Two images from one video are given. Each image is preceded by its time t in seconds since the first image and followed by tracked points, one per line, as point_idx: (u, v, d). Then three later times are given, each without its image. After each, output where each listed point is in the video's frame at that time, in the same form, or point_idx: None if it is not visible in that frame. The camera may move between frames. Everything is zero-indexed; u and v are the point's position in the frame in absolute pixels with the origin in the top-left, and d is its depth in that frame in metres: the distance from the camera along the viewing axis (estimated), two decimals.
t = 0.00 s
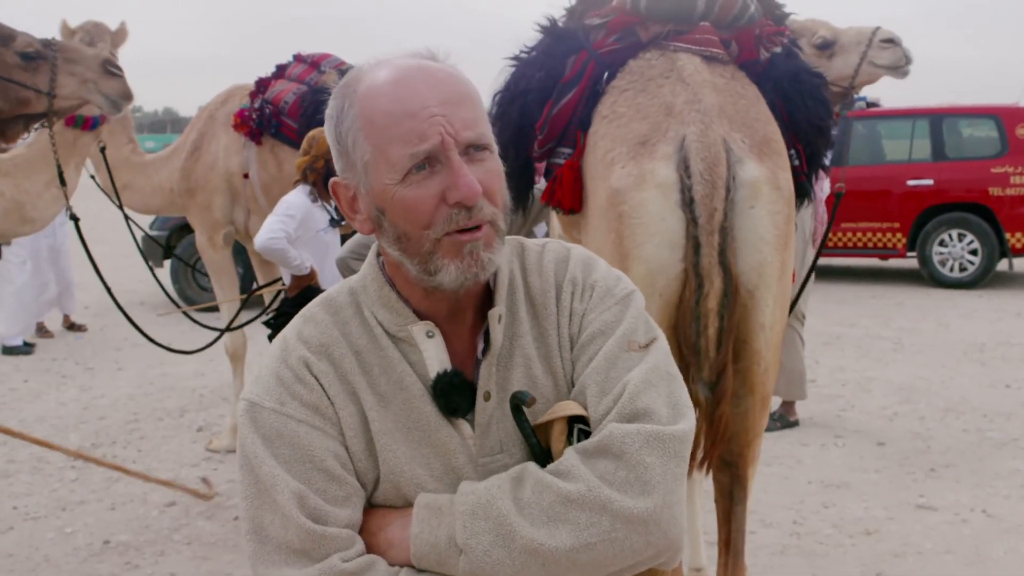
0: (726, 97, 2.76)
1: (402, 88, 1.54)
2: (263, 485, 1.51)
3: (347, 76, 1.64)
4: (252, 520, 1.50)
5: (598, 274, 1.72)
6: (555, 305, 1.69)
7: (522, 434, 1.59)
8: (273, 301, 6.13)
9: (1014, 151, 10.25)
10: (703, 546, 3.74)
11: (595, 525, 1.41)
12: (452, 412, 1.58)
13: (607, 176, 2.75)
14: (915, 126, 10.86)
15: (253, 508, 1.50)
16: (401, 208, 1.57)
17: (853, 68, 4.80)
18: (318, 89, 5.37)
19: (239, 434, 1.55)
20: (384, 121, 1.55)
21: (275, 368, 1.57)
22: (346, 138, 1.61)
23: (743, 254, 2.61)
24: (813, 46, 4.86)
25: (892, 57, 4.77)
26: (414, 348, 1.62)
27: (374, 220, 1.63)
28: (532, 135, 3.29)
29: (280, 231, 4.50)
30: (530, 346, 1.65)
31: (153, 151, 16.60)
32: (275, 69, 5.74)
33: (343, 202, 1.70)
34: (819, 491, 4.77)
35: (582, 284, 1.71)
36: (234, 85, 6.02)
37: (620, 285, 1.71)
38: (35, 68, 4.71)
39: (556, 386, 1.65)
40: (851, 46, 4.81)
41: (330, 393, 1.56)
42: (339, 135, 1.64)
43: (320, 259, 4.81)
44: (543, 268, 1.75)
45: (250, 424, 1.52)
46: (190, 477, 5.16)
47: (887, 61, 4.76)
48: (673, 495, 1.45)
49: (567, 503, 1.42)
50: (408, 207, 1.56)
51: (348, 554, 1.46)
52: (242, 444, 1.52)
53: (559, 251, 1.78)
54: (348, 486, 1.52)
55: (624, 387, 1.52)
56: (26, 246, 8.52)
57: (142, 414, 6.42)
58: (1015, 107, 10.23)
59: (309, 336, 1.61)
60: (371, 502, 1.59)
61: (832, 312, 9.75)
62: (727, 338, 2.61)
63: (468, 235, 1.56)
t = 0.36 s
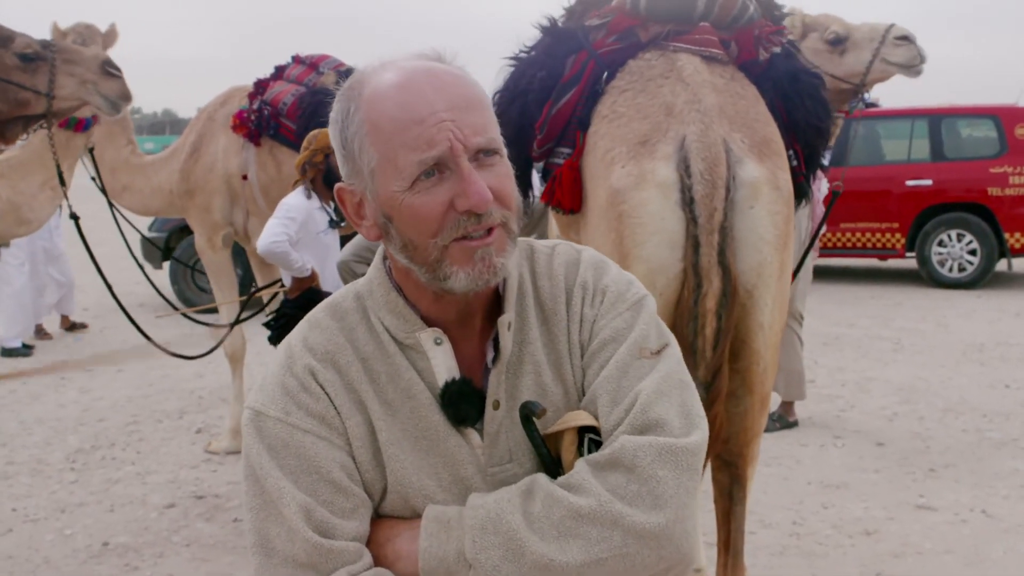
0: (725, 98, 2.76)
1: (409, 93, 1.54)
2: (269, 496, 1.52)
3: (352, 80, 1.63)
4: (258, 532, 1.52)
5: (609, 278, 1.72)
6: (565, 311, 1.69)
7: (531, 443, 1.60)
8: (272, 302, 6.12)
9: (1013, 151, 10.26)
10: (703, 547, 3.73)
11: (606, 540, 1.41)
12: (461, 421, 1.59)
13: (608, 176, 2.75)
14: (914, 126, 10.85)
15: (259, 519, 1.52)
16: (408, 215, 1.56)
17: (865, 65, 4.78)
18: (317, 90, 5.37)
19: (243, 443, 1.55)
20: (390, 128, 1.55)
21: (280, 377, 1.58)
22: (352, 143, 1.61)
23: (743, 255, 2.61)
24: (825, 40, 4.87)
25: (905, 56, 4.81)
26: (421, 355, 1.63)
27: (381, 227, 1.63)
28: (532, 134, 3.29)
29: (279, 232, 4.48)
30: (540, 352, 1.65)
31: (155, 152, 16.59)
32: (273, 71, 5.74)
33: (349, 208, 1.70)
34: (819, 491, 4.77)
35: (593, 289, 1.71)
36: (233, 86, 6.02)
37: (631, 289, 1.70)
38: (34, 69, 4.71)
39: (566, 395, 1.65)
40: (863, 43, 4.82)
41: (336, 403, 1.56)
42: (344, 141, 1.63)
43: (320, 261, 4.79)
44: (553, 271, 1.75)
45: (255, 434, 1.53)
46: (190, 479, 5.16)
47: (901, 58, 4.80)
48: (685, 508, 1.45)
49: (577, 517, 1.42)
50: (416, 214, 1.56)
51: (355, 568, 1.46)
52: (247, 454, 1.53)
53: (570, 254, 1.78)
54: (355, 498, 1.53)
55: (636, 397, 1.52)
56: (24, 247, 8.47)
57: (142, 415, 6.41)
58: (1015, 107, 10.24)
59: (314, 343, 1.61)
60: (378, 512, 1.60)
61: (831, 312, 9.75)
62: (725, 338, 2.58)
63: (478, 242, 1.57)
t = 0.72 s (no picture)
0: (719, 97, 2.76)
1: (423, 94, 1.54)
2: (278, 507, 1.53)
3: (365, 79, 1.63)
4: (267, 543, 1.52)
5: (627, 282, 1.71)
6: (582, 316, 1.69)
7: (548, 452, 1.60)
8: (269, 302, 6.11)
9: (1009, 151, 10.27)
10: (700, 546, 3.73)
11: (625, 556, 1.42)
12: (475, 430, 1.59)
13: (602, 175, 2.75)
14: (911, 125, 10.87)
15: (268, 531, 1.52)
16: (423, 218, 1.56)
17: (871, 62, 4.77)
18: (313, 89, 5.35)
19: (252, 450, 1.55)
20: (405, 129, 1.55)
21: (290, 383, 1.58)
22: (365, 144, 1.61)
23: (739, 255, 2.61)
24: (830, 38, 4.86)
25: (910, 53, 4.81)
26: (435, 361, 1.62)
27: (395, 230, 1.63)
28: (526, 134, 3.29)
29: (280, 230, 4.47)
30: (556, 359, 1.65)
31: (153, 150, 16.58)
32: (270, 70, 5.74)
33: (362, 210, 1.71)
34: (816, 490, 4.77)
35: (611, 293, 1.70)
36: (229, 85, 6.01)
37: (650, 293, 1.70)
38: (29, 67, 4.70)
39: (583, 403, 1.65)
40: (869, 40, 4.82)
41: (348, 410, 1.56)
42: (357, 141, 1.64)
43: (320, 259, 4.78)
44: (570, 275, 1.74)
45: (265, 441, 1.53)
46: (186, 478, 5.15)
47: (907, 56, 4.80)
48: (707, 523, 1.45)
49: (597, 533, 1.42)
50: (431, 218, 1.56)
51: None
52: (256, 462, 1.53)
53: (587, 256, 1.78)
54: (368, 509, 1.53)
55: (656, 408, 1.52)
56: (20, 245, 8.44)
57: (138, 414, 6.40)
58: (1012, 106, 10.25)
59: (325, 348, 1.61)
60: (390, 521, 1.60)
61: (828, 311, 9.75)
62: (721, 337, 2.60)
63: (494, 246, 1.56)
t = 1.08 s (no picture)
0: (716, 90, 2.74)
1: (438, 87, 1.52)
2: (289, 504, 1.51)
3: (380, 69, 1.61)
4: (278, 541, 1.51)
5: (645, 277, 1.70)
6: (599, 312, 1.67)
7: (563, 450, 1.58)
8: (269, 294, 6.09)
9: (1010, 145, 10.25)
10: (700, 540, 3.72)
11: (642, 560, 1.40)
12: (490, 428, 1.58)
13: (599, 170, 2.72)
14: (912, 119, 10.86)
15: (279, 527, 1.51)
16: (437, 213, 1.55)
17: (879, 53, 4.75)
18: (313, 81, 5.35)
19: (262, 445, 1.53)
20: (419, 122, 1.53)
21: (301, 378, 1.56)
22: (378, 136, 1.60)
23: (737, 248, 2.59)
24: (837, 27, 4.83)
25: (921, 44, 4.82)
26: (449, 357, 1.61)
27: (409, 224, 1.61)
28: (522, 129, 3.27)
29: (279, 222, 4.44)
30: (572, 356, 1.63)
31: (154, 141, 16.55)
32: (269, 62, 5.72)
33: (375, 202, 1.69)
34: (816, 485, 4.76)
35: (628, 289, 1.68)
36: (229, 76, 5.99)
37: (667, 290, 1.68)
38: (28, 58, 4.68)
39: (600, 402, 1.64)
40: (878, 30, 4.80)
41: (360, 407, 1.54)
42: (370, 133, 1.62)
43: (320, 252, 4.75)
44: (586, 270, 1.72)
45: (275, 437, 1.51)
46: (185, 471, 5.14)
47: (915, 46, 4.81)
48: (723, 526, 1.44)
49: (613, 536, 1.41)
50: (445, 212, 1.54)
51: None
52: (266, 458, 1.51)
53: (604, 251, 1.76)
54: (380, 507, 1.52)
55: (675, 408, 1.51)
56: (19, 236, 8.41)
57: (137, 407, 6.39)
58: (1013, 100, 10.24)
59: (338, 343, 1.59)
60: (402, 519, 1.59)
61: (829, 305, 9.74)
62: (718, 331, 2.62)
63: (509, 241, 1.55)
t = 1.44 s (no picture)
0: (722, 86, 2.72)
1: (442, 81, 1.51)
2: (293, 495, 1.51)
3: (384, 64, 1.61)
4: (281, 531, 1.50)
5: (648, 273, 1.69)
6: (602, 307, 1.66)
7: (565, 444, 1.58)
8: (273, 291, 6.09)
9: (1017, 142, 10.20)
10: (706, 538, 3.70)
11: (643, 551, 1.40)
12: (493, 421, 1.57)
13: (604, 167, 2.71)
14: (918, 117, 10.79)
15: (282, 519, 1.50)
16: (440, 207, 1.54)
17: (889, 48, 4.72)
18: (317, 77, 5.35)
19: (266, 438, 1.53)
20: (423, 116, 1.52)
21: (305, 371, 1.56)
22: (382, 130, 1.59)
23: (744, 245, 2.57)
24: (847, 21, 4.83)
25: (932, 38, 4.74)
26: (452, 351, 1.61)
27: (412, 218, 1.61)
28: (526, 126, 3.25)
29: (282, 218, 4.44)
30: (575, 350, 1.62)
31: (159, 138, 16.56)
32: (274, 58, 5.71)
33: (380, 196, 1.69)
34: (821, 483, 4.75)
35: (631, 285, 1.68)
36: (234, 73, 5.98)
37: (670, 286, 1.67)
38: (32, 55, 4.67)
39: (602, 396, 1.63)
40: (886, 25, 4.77)
41: (364, 400, 1.54)
42: (375, 127, 1.61)
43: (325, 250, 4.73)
44: (590, 266, 1.71)
45: (280, 429, 1.51)
46: (190, 468, 5.14)
47: (927, 41, 4.74)
48: (724, 519, 1.44)
49: (615, 527, 1.41)
50: (448, 206, 1.53)
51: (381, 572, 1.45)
52: (271, 450, 1.51)
53: (607, 247, 1.75)
54: (383, 499, 1.51)
55: (676, 402, 1.51)
56: (24, 234, 8.42)
57: (142, 404, 6.39)
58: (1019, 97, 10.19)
59: (342, 336, 1.59)
60: (405, 512, 1.58)
61: (835, 303, 9.71)
62: (727, 328, 2.59)
63: (512, 235, 1.54)
